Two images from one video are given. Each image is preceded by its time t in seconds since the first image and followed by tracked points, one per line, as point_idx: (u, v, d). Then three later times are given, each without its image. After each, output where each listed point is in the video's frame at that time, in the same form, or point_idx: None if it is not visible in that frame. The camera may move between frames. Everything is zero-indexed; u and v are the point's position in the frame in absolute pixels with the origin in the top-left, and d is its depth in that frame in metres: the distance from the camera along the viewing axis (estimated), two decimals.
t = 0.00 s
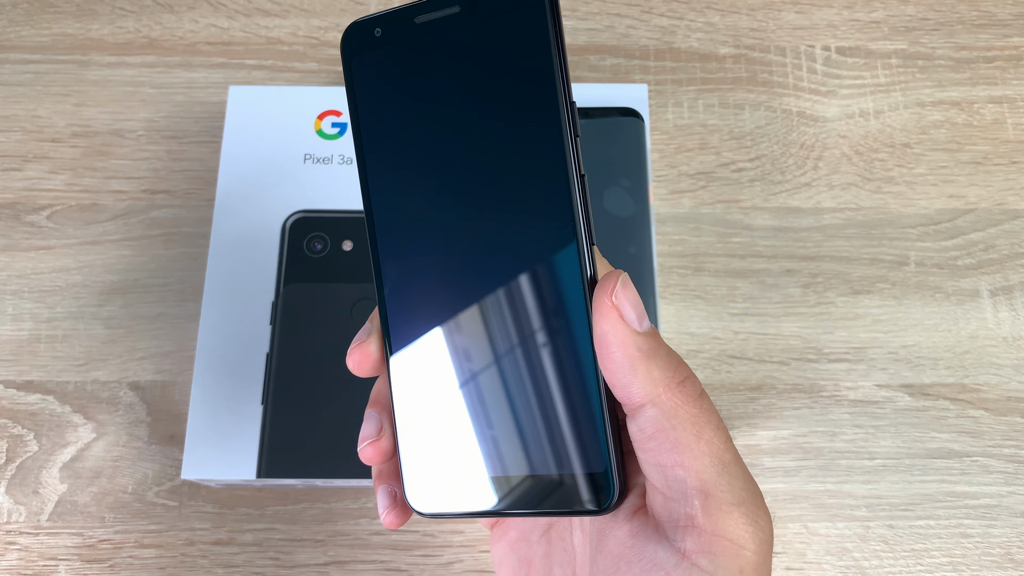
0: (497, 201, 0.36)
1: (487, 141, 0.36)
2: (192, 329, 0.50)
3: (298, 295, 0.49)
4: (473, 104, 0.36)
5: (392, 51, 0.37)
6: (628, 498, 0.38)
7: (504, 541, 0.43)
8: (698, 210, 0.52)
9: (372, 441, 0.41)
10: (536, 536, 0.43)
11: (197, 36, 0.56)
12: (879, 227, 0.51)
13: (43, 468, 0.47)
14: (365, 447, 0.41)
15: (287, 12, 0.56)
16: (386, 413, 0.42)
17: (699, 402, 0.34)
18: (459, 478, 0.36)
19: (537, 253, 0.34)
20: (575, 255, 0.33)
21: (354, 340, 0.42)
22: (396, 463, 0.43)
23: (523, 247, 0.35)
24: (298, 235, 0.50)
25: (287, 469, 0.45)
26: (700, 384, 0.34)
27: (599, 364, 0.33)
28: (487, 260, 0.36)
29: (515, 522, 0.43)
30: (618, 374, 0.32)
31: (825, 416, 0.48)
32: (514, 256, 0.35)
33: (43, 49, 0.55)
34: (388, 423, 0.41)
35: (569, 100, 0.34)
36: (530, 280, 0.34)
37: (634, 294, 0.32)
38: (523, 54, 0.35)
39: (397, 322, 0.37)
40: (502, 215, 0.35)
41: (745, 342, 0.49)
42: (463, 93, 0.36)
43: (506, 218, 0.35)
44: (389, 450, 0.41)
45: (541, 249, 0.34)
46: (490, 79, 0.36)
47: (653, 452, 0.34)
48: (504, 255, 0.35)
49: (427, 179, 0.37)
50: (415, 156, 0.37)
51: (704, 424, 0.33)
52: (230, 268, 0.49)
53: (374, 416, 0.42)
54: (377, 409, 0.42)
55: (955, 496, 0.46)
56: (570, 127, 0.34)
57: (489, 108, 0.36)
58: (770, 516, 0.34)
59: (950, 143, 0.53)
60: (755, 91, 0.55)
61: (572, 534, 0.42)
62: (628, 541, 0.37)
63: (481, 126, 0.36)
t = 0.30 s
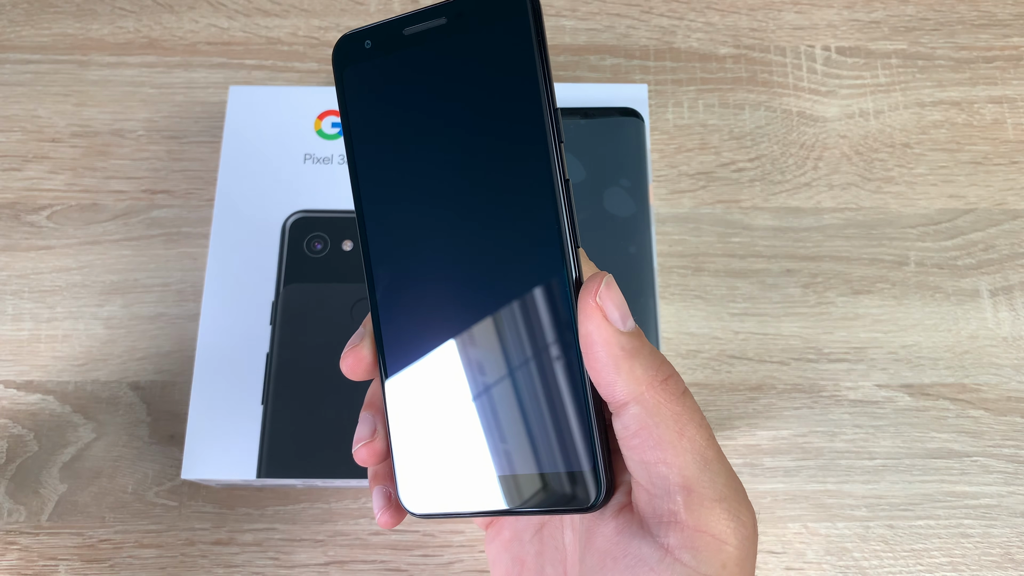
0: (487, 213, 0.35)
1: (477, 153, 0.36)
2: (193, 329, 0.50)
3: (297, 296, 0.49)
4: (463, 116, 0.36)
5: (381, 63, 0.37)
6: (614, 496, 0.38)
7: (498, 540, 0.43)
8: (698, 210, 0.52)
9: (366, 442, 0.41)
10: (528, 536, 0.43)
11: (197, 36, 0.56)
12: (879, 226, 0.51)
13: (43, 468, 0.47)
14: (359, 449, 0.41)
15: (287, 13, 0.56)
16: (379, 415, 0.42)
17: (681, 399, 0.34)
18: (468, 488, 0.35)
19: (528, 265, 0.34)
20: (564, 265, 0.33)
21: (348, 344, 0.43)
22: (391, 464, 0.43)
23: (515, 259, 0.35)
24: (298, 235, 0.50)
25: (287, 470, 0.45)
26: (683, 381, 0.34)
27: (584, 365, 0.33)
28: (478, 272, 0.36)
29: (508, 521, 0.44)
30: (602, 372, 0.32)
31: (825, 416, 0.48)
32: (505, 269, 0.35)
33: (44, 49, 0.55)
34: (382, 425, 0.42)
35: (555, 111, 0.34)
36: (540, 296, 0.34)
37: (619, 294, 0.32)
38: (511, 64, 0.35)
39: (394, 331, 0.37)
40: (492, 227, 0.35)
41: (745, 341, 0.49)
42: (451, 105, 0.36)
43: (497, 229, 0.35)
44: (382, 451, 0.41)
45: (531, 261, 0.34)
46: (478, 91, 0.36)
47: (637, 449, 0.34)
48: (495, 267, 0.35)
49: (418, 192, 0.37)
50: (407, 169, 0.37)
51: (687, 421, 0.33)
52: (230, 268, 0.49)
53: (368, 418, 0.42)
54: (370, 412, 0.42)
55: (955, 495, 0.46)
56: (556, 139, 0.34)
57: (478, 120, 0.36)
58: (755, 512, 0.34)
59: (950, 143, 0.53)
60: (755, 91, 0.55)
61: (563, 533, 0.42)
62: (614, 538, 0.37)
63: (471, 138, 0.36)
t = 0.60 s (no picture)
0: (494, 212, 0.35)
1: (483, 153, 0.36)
2: (193, 329, 0.50)
3: (298, 295, 0.49)
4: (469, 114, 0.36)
5: (388, 63, 0.37)
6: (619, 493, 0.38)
7: (505, 536, 0.43)
8: (699, 210, 0.52)
9: (375, 438, 0.41)
10: (535, 532, 0.43)
11: (197, 36, 0.56)
12: (879, 227, 0.51)
13: (43, 468, 0.47)
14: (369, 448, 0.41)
15: (287, 12, 0.56)
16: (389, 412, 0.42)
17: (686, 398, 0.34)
18: (478, 486, 0.35)
19: (535, 264, 0.34)
20: (570, 265, 0.33)
21: (355, 342, 0.43)
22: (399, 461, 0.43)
23: (520, 258, 0.35)
24: (298, 235, 0.50)
25: (287, 470, 0.45)
26: (687, 380, 0.34)
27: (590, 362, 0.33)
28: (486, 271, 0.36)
29: (516, 517, 0.44)
30: (607, 371, 0.32)
31: (825, 416, 0.48)
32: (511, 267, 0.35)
33: (44, 49, 0.55)
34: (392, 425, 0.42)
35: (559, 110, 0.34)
36: (558, 296, 0.34)
37: (624, 293, 0.32)
38: (515, 64, 0.35)
39: (398, 330, 0.37)
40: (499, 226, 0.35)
41: (745, 341, 0.49)
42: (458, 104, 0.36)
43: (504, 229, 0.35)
44: (391, 448, 0.41)
45: (537, 260, 0.34)
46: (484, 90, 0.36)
47: (642, 447, 0.34)
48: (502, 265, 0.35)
49: (425, 192, 0.37)
50: (415, 169, 0.37)
51: (691, 419, 0.33)
52: (230, 269, 0.49)
53: (377, 414, 0.42)
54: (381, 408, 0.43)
55: (955, 495, 0.46)
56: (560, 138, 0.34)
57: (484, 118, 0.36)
58: (758, 509, 0.35)
59: (950, 143, 0.53)
60: (755, 91, 0.55)
61: (569, 529, 0.42)
62: (617, 535, 0.37)
63: (478, 136, 0.36)
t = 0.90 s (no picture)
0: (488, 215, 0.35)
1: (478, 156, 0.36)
2: (193, 329, 0.50)
3: (297, 295, 0.48)
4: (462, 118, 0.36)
5: (381, 68, 0.38)
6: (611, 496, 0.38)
7: (500, 538, 0.43)
8: (698, 210, 0.52)
9: (370, 441, 0.41)
10: (530, 534, 0.43)
11: (197, 36, 0.56)
12: (879, 227, 0.51)
13: (43, 468, 0.47)
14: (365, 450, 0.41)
15: (287, 13, 0.56)
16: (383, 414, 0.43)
17: (678, 400, 0.34)
18: (481, 487, 0.35)
19: (527, 266, 0.34)
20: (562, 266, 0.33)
21: (349, 346, 0.43)
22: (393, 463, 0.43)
23: (512, 259, 0.35)
24: (298, 235, 0.50)
25: (287, 469, 0.45)
26: (679, 382, 0.35)
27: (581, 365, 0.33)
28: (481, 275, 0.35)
29: (510, 520, 0.44)
30: (598, 373, 0.33)
31: (825, 416, 0.48)
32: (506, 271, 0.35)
33: (44, 49, 0.55)
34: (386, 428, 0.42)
35: (550, 111, 0.34)
36: (559, 298, 0.34)
37: (615, 295, 0.32)
38: (505, 67, 0.35)
39: (397, 331, 0.37)
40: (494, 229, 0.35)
41: (745, 341, 0.49)
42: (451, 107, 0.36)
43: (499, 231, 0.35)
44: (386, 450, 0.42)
45: (531, 262, 0.34)
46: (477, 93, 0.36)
47: (633, 450, 0.34)
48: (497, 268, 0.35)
49: (419, 196, 0.37)
50: (407, 172, 0.37)
51: (682, 422, 0.33)
52: (229, 269, 0.49)
53: (372, 417, 0.42)
54: (375, 411, 0.43)
55: (955, 495, 0.46)
56: (551, 140, 0.34)
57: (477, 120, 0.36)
58: (750, 512, 0.35)
59: (950, 143, 0.53)
60: (755, 91, 0.55)
61: (563, 531, 0.42)
62: (609, 538, 0.37)
63: (472, 140, 0.36)
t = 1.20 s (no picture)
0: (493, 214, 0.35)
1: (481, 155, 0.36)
2: (193, 329, 0.50)
3: (297, 295, 0.48)
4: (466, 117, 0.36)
5: (384, 69, 0.38)
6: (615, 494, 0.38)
7: (503, 536, 0.44)
8: (698, 210, 0.52)
9: (376, 438, 0.41)
10: (533, 532, 0.43)
11: (197, 36, 0.56)
12: (879, 227, 0.51)
13: (43, 467, 0.47)
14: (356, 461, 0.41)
15: (287, 13, 0.56)
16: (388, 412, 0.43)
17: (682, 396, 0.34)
18: (482, 486, 0.35)
19: (532, 266, 0.34)
20: (566, 266, 0.33)
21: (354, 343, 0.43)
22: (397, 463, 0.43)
23: (516, 259, 0.35)
24: (298, 235, 0.50)
25: (287, 469, 0.45)
26: (681, 380, 0.35)
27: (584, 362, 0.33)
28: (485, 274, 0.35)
29: (514, 518, 0.44)
30: (601, 371, 0.33)
31: (825, 415, 0.48)
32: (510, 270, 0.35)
33: (44, 49, 0.55)
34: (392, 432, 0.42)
35: (552, 110, 0.34)
36: (567, 300, 0.34)
37: (618, 294, 0.32)
38: (510, 67, 0.35)
39: (397, 330, 0.37)
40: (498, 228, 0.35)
41: (745, 341, 0.49)
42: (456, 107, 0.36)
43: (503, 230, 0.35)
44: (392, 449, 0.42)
45: (536, 261, 0.34)
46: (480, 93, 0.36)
47: (635, 448, 0.34)
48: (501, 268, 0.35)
49: (424, 196, 0.37)
50: (411, 173, 0.37)
51: (684, 420, 0.33)
52: (229, 269, 0.49)
53: (377, 415, 0.42)
54: (380, 408, 0.43)
55: (955, 495, 0.46)
56: (555, 139, 0.34)
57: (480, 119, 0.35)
58: (752, 510, 0.35)
59: (950, 143, 0.53)
60: (755, 91, 0.55)
61: (566, 529, 0.42)
62: (612, 535, 0.37)
63: (476, 140, 0.36)
